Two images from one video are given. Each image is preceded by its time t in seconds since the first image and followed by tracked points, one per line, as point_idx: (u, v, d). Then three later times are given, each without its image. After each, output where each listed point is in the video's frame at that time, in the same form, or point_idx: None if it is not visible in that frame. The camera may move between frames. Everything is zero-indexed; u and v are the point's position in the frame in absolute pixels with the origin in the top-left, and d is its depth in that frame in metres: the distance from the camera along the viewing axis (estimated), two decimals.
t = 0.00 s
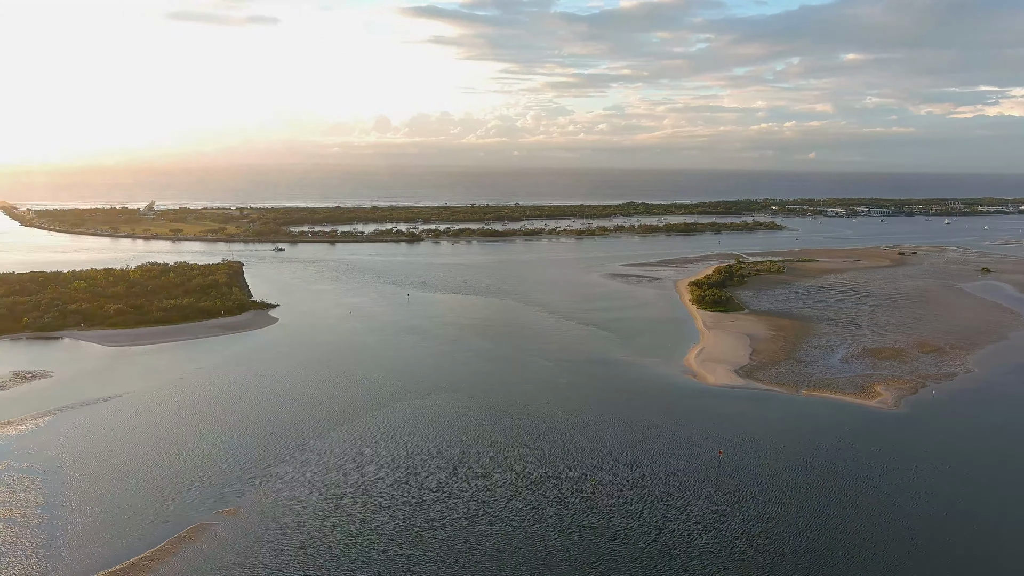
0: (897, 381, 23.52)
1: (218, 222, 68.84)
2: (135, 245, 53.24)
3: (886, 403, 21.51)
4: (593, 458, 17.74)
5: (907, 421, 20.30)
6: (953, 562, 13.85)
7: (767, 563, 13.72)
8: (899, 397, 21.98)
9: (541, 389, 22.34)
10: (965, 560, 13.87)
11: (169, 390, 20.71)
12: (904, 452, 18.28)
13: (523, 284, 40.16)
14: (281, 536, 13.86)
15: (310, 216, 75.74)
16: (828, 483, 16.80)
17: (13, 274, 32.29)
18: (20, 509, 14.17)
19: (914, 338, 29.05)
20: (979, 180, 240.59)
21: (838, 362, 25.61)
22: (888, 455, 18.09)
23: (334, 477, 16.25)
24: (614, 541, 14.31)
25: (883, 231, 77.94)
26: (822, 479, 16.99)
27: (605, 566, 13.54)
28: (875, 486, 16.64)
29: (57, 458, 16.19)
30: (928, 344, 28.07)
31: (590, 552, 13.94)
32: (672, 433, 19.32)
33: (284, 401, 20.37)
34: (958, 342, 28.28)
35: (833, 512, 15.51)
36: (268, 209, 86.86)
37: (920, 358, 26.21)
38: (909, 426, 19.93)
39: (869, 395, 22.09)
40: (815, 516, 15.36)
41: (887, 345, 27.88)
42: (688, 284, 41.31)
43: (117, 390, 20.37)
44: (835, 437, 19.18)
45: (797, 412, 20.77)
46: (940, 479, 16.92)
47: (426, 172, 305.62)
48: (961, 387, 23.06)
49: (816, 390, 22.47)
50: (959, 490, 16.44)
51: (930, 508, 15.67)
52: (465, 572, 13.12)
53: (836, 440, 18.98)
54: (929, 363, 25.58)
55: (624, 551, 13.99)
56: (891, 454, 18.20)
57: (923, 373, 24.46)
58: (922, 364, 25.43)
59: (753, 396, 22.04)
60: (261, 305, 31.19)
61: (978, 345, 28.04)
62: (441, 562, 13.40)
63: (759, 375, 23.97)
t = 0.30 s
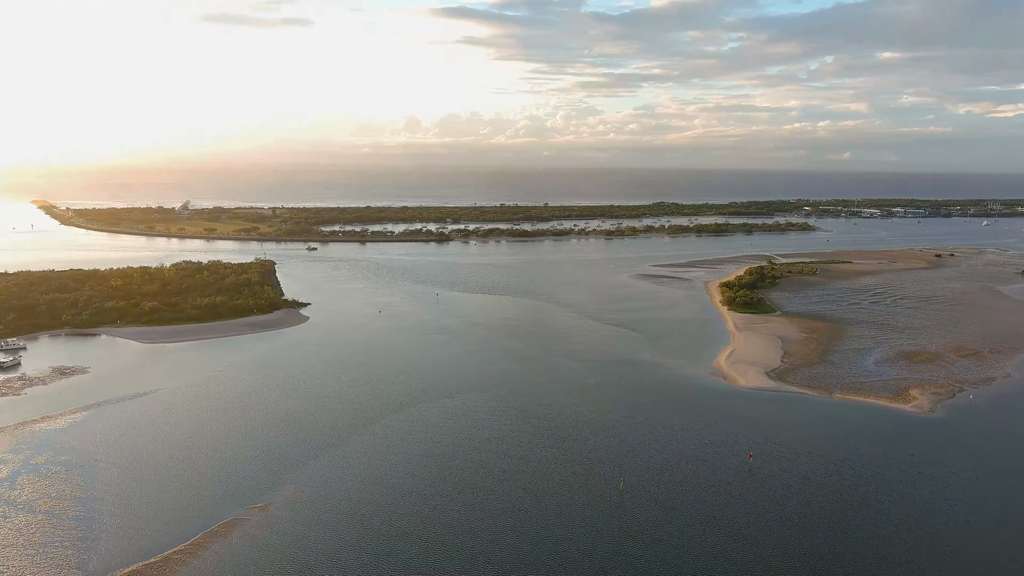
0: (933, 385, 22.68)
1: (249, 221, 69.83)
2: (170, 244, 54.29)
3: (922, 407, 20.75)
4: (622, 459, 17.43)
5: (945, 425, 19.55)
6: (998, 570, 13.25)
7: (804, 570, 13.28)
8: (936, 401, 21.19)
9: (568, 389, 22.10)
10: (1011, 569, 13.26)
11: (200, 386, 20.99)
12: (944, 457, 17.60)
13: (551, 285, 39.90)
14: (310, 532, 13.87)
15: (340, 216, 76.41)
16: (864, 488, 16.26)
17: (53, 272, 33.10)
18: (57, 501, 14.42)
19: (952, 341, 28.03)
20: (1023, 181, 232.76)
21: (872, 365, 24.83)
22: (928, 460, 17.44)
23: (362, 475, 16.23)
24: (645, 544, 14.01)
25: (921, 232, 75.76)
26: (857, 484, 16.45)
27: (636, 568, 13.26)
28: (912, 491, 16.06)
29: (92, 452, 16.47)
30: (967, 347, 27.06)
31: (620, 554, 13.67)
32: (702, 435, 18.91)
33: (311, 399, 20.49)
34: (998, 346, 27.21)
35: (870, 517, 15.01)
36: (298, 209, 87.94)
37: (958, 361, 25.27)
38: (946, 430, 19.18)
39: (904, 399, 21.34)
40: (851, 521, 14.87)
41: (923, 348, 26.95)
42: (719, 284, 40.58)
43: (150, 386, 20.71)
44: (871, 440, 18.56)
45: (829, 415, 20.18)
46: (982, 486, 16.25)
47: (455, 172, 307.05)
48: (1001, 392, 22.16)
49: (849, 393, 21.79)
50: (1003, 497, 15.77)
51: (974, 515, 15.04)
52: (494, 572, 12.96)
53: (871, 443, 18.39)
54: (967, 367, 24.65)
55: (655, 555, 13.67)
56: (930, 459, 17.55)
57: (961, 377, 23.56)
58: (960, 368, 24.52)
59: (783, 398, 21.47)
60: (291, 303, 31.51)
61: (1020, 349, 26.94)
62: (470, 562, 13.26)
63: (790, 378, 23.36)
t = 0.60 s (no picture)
0: (956, 388, 22.11)
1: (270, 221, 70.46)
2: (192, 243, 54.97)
3: (944, 410, 20.22)
4: (641, 461, 17.20)
5: (968, 429, 19.03)
6: None
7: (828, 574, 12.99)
8: (959, 404, 20.63)
9: (586, 390, 21.92)
10: None
11: (220, 385, 21.13)
12: (970, 461, 17.14)
13: (568, 285, 39.70)
14: (329, 531, 13.83)
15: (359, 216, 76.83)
16: (888, 491, 15.90)
17: (78, 271, 33.65)
18: (80, 497, 14.55)
19: (976, 344, 27.33)
20: None
21: (893, 367, 24.29)
22: (953, 464, 17.00)
23: (379, 475, 16.18)
24: (665, 547, 13.78)
25: (946, 233, 74.27)
26: (882, 487, 16.08)
27: (656, 570, 13.06)
28: (937, 494, 15.68)
29: (114, 450, 16.62)
30: (991, 350, 26.36)
31: (640, 557, 13.46)
32: (722, 438, 18.61)
33: (328, 398, 20.53)
34: None
35: (895, 521, 14.66)
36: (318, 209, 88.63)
37: (982, 365, 24.63)
38: (971, 434, 18.67)
39: (926, 402, 20.81)
40: (875, 526, 14.52)
41: (946, 351, 26.31)
42: (739, 286, 40.06)
43: (172, 385, 20.90)
44: (894, 443, 18.13)
45: (849, 417, 19.76)
46: (1010, 490, 15.81)
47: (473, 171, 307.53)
48: None
49: (869, 396, 21.32)
50: None
51: (1002, 520, 14.63)
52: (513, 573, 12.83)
53: (895, 446, 17.99)
54: (992, 370, 24.01)
55: (677, 558, 13.43)
56: (956, 462, 17.10)
57: (986, 380, 22.94)
58: (984, 371, 23.88)
59: (801, 400, 21.07)
60: (311, 302, 31.70)
61: None
62: (489, 564, 13.12)
63: (810, 380, 22.92)
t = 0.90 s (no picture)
0: (979, 391, 21.55)
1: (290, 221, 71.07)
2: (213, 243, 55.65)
3: (967, 414, 19.71)
4: (659, 463, 16.97)
5: (992, 434, 18.53)
6: None
7: None
8: (982, 408, 20.11)
9: (603, 391, 21.72)
10: None
11: (240, 384, 21.26)
12: (997, 466, 16.68)
13: (586, 285, 39.48)
14: (347, 530, 13.80)
15: (378, 216, 77.22)
16: (913, 495, 15.53)
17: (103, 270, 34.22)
18: (103, 493, 14.70)
19: (1002, 347, 26.65)
20: None
21: (915, 370, 23.75)
22: (979, 469, 16.56)
23: (396, 474, 16.12)
24: (685, 550, 13.56)
25: (971, 234, 72.81)
26: (906, 491, 15.70)
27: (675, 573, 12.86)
28: (963, 499, 15.29)
29: (135, 447, 16.76)
30: (1017, 353, 25.69)
31: (660, 560, 13.25)
32: (742, 440, 18.30)
33: (344, 397, 20.57)
34: None
35: (921, 527, 14.30)
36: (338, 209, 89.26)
37: (1008, 368, 23.99)
38: (995, 439, 18.18)
39: (948, 405, 20.31)
40: (900, 530, 14.18)
41: (970, 353, 25.68)
42: (758, 287, 39.54)
43: (192, 383, 21.09)
44: (917, 447, 17.71)
45: (870, 420, 19.36)
46: None
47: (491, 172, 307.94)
48: None
49: (889, 399, 20.87)
50: None
51: None
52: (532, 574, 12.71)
53: (919, 450, 17.58)
54: (1018, 373, 23.38)
55: (698, 562, 13.20)
56: (982, 467, 16.65)
57: (1011, 384, 22.34)
58: (1010, 374, 23.27)
59: (821, 403, 20.68)
60: (330, 302, 31.84)
61: None
62: (507, 565, 13.00)
63: (831, 382, 22.50)
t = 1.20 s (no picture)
0: (1003, 395, 21.03)
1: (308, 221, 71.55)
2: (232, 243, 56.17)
3: (989, 418, 19.24)
4: (678, 464, 16.74)
5: (1016, 438, 18.06)
6: None
7: None
8: (1005, 412, 19.62)
9: (619, 392, 21.51)
10: None
11: (257, 382, 21.37)
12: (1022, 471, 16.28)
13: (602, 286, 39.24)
14: (364, 529, 13.76)
15: (395, 216, 77.48)
16: (937, 499, 15.17)
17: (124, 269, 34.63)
18: (124, 490, 14.79)
19: None
20: None
21: (936, 373, 23.25)
22: (1004, 473, 16.18)
23: (412, 473, 16.08)
24: (705, 552, 13.34)
25: (995, 235, 71.41)
26: (929, 495, 15.36)
27: None
28: (988, 504, 14.94)
29: (154, 445, 16.85)
30: None
31: (678, 562, 13.07)
32: (762, 442, 18.01)
33: (360, 397, 20.57)
34: None
35: (946, 532, 13.97)
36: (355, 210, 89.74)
37: None
38: (1020, 444, 17.71)
39: (970, 409, 19.84)
40: (923, 535, 13.85)
41: (994, 356, 25.10)
42: (777, 288, 38.98)
43: (211, 382, 21.22)
44: (940, 450, 17.33)
45: (890, 423, 18.96)
46: None
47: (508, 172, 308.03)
48: None
49: (909, 402, 20.43)
50: None
51: None
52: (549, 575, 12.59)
53: (942, 453, 17.19)
54: None
55: (717, 565, 12.98)
56: (1007, 472, 16.26)
57: None
58: None
59: (840, 405, 20.30)
60: (347, 301, 31.93)
61: None
62: (524, 566, 12.87)
63: (850, 385, 22.06)
